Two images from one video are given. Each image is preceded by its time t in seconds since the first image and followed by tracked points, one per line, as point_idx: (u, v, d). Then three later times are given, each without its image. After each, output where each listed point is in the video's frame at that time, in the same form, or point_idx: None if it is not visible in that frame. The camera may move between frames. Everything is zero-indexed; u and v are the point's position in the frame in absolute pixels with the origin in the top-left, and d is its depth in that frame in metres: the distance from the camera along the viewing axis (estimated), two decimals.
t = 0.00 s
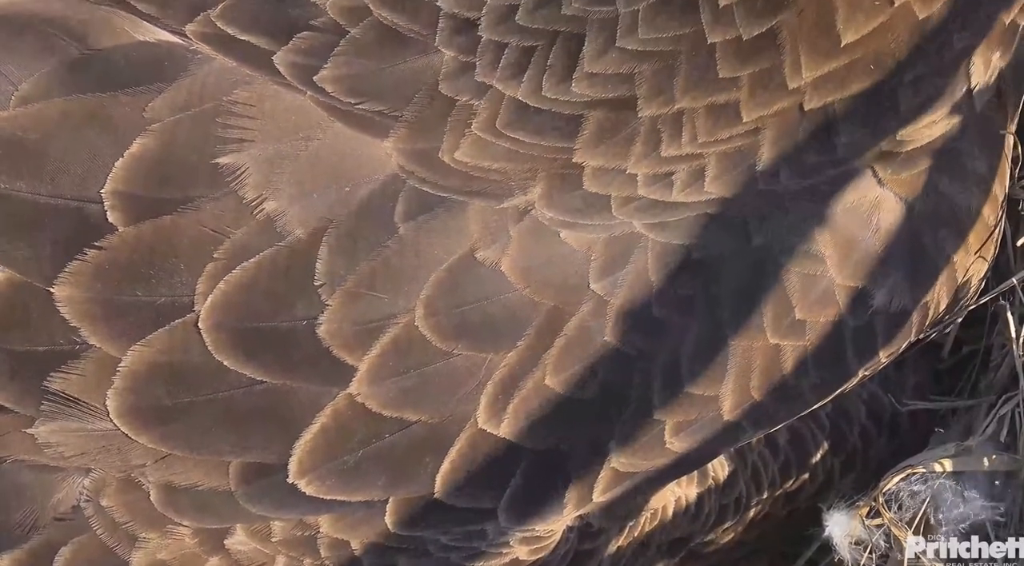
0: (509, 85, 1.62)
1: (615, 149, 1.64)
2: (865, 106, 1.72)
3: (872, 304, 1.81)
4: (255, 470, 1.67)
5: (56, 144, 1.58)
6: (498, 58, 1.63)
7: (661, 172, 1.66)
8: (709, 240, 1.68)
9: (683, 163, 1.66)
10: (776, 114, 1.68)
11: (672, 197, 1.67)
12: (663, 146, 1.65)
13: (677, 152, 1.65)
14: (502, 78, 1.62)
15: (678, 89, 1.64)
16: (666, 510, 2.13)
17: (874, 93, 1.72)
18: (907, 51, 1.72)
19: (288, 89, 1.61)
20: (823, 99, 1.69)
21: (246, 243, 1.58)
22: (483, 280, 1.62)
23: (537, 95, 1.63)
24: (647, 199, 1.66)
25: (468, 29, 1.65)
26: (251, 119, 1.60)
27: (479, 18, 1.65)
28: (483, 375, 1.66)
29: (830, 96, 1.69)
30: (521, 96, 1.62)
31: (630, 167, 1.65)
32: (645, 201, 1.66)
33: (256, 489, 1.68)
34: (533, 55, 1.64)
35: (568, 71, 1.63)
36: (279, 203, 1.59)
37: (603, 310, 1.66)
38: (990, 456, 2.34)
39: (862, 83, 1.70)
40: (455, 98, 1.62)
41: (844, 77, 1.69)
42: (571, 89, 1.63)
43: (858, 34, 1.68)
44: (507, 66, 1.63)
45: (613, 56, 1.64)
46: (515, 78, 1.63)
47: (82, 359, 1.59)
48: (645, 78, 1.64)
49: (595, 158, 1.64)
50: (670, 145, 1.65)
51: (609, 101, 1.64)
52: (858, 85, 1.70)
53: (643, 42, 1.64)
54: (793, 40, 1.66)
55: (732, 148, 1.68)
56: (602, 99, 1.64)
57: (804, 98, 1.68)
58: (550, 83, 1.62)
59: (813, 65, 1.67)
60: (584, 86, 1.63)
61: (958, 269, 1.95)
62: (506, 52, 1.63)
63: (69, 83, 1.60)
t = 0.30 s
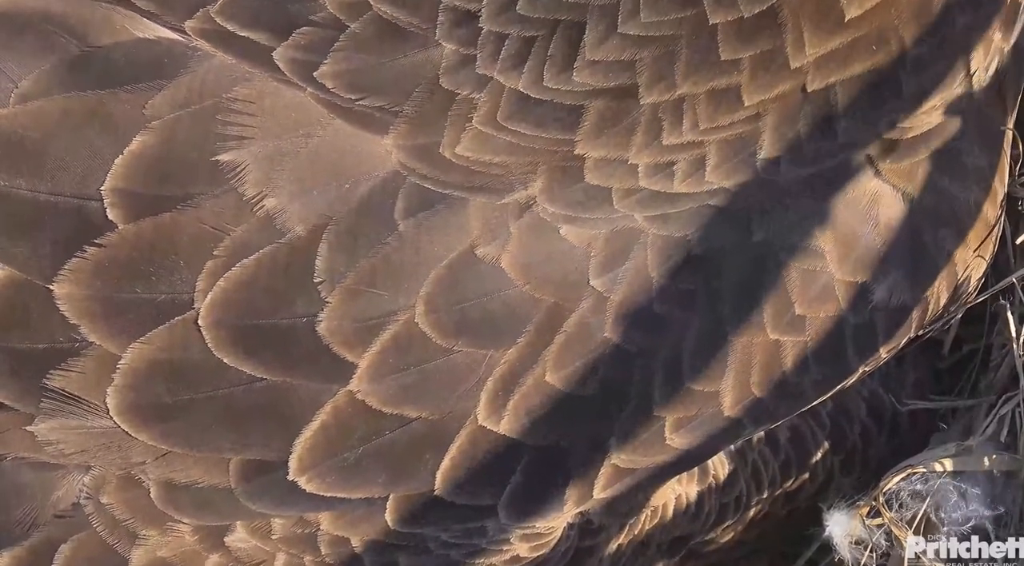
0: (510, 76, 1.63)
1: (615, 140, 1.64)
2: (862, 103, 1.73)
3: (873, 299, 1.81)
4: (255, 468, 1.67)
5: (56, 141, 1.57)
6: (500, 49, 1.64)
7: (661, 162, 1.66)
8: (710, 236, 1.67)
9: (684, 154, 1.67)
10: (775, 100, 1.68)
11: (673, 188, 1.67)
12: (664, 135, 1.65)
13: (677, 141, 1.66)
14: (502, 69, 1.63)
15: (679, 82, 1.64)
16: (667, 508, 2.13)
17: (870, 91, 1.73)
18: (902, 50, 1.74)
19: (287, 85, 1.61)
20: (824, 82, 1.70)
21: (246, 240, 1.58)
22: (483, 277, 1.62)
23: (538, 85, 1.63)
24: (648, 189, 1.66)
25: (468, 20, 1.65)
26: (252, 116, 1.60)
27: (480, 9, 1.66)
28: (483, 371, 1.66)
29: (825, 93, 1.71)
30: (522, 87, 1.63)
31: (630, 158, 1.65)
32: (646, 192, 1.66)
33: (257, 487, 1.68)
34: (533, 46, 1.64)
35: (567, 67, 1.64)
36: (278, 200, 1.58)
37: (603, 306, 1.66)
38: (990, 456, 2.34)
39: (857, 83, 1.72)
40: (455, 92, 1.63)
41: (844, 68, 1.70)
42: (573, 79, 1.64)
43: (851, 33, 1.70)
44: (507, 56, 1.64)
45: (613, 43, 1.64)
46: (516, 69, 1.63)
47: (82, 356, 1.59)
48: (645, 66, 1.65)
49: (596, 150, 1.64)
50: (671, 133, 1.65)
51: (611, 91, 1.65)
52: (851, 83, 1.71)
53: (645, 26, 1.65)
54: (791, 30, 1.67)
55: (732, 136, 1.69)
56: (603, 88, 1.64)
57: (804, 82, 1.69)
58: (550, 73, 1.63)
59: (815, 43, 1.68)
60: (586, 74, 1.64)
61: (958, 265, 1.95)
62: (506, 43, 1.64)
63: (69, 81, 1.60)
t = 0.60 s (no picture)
0: (518, 60, 1.62)
1: (619, 131, 1.63)
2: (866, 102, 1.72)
3: (872, 300, 1.81)
4: (254, 469, 1.67)
5: (56, 142, 1.57)
6: (508, 34, 1.62)
7: (663, 152, 1.64)
8: (711, 237, 1.67)
9: (688, 144, 1.65)
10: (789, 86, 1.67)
11: (676, 181, 1.65)
12: (669, 124, 1.64)
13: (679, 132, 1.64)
14: (511, 53, 1.62)
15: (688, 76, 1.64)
16: (666, 508, 2.14)
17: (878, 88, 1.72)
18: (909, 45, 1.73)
19: (287, 83, 1.60)
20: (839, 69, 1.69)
21: (246, 241, 1.58)
22: (483, 278, 1.62)
23: (547, 69, 1.62)
24: (648, 184, 1.65)
25: (477, 8, 1.64)
26: (252, 117, 1.59)
27: None
28: (483, 372, 1.66)
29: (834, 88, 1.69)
30: (530, 71, 1.62)
31: (635, 148, 1.63)
32: (647, 186, 1.65)
33: (257, 488, 1.67)
34: (544, 28, 1.63)
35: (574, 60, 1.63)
36: (278, 201, 1.58)
37: (603, 307, 1.66)
38: (989, 456, 2.35)
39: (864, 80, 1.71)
40: (463, 80, 1.61)
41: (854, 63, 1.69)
42: (584, 60, 1.63)
43: (857, 28, 1.69)
44: (516, 40, 1.62)
45: (628, 21, 1.64)
46: (524, 53, 1.62)
47: (82, 358, 1.59)
48: (658, 46, 1.64)
49: (600, 140, 1.63)
50: (678, 119, 1.64)
51: (620, 76, 1.64)
52: (858, 81, 1.71)
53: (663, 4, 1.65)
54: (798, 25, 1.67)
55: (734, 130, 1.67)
56: (614, 72, 1.64)
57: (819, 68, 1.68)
58: (561, 55, 1.62)
59: (829, 29, 1.67)
60: (597, 56, 1.63)
61: (958, 268, 1.95)
62: (516, 27, 1.63)
63: (69, 81, 1.59)
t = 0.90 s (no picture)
0: (528, 58, 1.60)
1: (628, 130, 1.62)
2: (872, 102, 1.70)
3: (869, 299, 1.80)
4: (252, 467, 1.67)
5: (54, 140, 1.57)
6: (518, 32, 1.61)
7: (671, 151, 1.64)
8: (709, 235, 1.67)
9: (700, 143, 1.65)
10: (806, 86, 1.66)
11: (684, 182, 1.66)
12: (683, 121, 1.63)
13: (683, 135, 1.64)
14: (521, 51, 1.60)
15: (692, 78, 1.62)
16: (666, 505, 2.14)
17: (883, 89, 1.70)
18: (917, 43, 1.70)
19: (287, 82, 1.60)
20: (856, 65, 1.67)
21: (243, 239, 1.58)
22: (481, 276, 1.62)
23: (560, 68, 1.61)
24: (653, 184, 1.65)
25: (482, 7, 1.62)
26: (250, 115, 1.59)
27: None
28: (481, 370, 1.66)
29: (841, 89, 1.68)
30: (542, 70, 1.60)
31: (645, 146, 1.63)
32: (651, 186, 1.65)
33: (255, 486, 1.68)
34: (556, 25, 1.62)
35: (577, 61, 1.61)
36: (276, 199, 1.58)
37: (601, 305, 1.66)
38: (988, 454, 2.35)
39: (869, 83, 1.69)
40: (469, 78, 1.61)
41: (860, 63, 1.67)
42: (598, 57, 1.61)
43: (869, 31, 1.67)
44: (527, 39, 1.61)
45: (644, 16, 1.61)
46: (534, 51, 1.61)
47: (81, 356, 1.59)
48: (675, 43, 1.62)
49: (608, 139, 1.62)
50: (693, 116, 1.63)
51: (634, 75, 1.62)
52: (863, 79, 1.69)
53: None
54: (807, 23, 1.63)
55: (744, 132, 1.66)
56: (627, 69, 1.62)
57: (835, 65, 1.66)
58: (574, 53, 1.61)
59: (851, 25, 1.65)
60: (612, 52, 1.61)
61: (957, 268, 1.94)
62: (527, 24, 1.61)
63: (67, 81, 1.59)
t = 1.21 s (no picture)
0: (526, 60, 1.62)
1: (629, 127, 1.64)
2: (869, 98, 1.72)
3: (868, 291, 1.81)
4: (253, 461, 1.67)
5: (53, 137, 1.58)
6: (516, 34, 1.62)
7: (671, 148, 1.66)
8: (709, 229, 1.68)
9: (699, 138, 1.66)
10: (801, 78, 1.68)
11: (685, 177, 1.67)
12: (682, 118, 1.65)
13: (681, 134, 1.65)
14: (520, 52, 1.62)
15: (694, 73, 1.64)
16: (666, 502, 2.13)
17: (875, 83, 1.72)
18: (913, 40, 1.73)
19: (285, 79, 1.60)
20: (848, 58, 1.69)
21: (244, 234, 1.58)
22: (481, 270, 1.62)
23: (559, 68, 1.63)
24: (654, 180, 1.66)
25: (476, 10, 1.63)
26: (249, 111, 1.59)
27: None
28: (483, 363, 1.67)
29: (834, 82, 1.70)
30: (541, 71, 1.62)
31: (645, 144, 1.65)
32: (653, 182, 1.66)
33: (255, 481, 1.68)
34: (553, 27, 1.63)
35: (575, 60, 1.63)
36: (275, 194, 1.59)
37: (601, 298, 1.67)
38: (987, 455, 2.35)
39: (864, 78, 1.71)
40: (467, 78, 1.62)
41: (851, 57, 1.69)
42: (596, 58, 1.63)
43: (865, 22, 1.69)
44: (525, 39, 1.62)
45: (640, 18, 1.63)
46: (532, 53, 1.62)
47: (81, 351, 1.59)
48: (672, 42, 1.64)
49: (608, 137, 1.64)
50: (690, 114, 1.65)
51: (631, 75, 1.64)
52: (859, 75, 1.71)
53: None
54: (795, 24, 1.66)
55: (741, 129, 1.68)
56: (625, 70, 1.64)
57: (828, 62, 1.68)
58: (572, 54, 1.63)
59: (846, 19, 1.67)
60: (610, 52, 1.63)
61: (956, 259, 1.95)
62: (525, 25, 1.63)
63: (67, 77, 1.60)
